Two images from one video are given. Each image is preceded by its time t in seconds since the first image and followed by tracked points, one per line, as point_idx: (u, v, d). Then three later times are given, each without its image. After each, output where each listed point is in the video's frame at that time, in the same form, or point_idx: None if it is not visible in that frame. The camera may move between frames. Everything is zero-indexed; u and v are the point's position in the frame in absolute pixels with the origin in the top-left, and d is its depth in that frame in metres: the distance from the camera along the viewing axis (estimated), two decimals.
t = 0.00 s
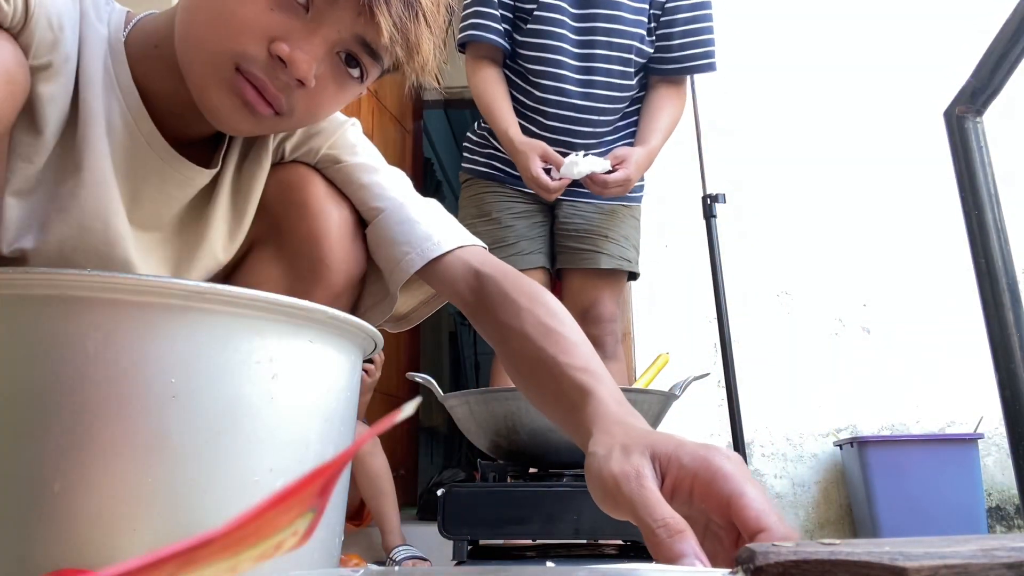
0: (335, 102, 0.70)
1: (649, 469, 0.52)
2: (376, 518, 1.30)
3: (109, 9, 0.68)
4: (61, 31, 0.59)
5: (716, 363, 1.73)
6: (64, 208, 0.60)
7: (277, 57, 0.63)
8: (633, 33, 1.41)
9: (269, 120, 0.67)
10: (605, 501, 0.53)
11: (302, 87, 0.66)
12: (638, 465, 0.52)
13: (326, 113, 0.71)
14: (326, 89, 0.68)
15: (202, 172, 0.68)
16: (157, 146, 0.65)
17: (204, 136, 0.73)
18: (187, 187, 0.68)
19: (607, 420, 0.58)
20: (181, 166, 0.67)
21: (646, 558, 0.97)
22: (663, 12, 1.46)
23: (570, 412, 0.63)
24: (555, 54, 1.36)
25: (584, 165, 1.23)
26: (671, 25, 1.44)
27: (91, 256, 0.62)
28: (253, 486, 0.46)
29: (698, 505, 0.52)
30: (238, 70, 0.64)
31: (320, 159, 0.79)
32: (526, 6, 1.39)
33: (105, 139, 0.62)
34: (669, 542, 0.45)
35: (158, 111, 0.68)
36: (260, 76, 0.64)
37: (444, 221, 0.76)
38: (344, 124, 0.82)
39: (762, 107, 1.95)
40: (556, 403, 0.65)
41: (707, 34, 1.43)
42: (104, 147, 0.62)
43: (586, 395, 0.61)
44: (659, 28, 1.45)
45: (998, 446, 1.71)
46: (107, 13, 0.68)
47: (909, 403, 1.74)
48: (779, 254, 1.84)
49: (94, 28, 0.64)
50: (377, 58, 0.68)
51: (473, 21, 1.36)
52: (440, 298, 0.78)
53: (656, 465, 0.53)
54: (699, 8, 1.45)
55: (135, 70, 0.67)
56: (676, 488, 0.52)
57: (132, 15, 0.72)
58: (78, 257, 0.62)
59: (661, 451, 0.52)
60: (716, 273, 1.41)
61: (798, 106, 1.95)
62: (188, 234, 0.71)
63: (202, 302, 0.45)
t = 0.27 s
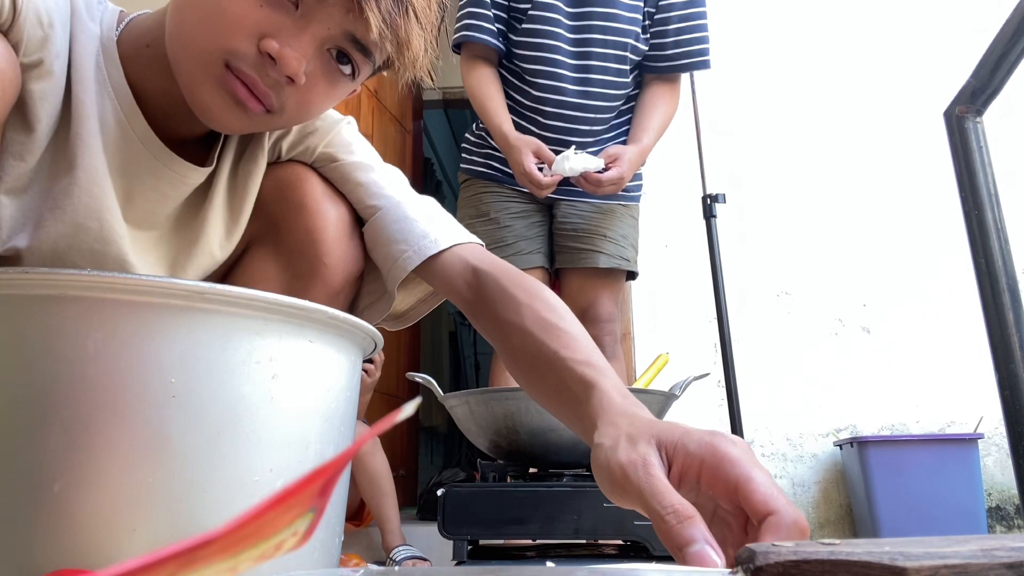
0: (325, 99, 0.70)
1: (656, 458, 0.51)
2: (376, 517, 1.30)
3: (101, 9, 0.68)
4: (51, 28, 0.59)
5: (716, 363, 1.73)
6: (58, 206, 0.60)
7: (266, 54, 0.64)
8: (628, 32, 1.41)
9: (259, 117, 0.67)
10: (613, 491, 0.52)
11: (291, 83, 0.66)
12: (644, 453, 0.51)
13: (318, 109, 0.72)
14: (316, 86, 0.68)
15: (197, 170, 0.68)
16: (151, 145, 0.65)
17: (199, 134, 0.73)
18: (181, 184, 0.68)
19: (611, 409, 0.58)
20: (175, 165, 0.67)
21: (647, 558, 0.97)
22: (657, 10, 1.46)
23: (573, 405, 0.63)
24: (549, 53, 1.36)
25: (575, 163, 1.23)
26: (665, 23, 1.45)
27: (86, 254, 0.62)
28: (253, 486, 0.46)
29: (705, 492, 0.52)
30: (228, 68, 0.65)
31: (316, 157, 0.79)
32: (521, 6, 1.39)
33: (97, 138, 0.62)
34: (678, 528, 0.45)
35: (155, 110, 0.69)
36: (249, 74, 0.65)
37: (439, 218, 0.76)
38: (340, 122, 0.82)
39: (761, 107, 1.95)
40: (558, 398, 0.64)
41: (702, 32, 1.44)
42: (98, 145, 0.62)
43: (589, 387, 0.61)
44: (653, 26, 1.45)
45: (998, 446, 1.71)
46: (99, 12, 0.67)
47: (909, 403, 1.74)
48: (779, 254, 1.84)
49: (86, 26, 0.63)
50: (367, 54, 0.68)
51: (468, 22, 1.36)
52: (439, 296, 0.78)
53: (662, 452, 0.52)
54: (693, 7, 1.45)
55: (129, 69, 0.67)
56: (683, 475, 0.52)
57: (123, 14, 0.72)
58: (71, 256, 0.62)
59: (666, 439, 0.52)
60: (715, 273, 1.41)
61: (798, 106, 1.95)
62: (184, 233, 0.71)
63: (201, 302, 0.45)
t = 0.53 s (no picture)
0: (325, 97, 0.70)
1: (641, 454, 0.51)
2: (376, 517, 1.30)
3: (97, 9, 0.68)
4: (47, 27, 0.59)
5: (716, 363, 1.73)
6: (56, 206, 0.60)
7: (266, 51, 0.64)
8: (624, 32, 1.41)
9: (259, 115, 0.67)
10: (597, 488, 0.52)
11: (292, 80, 0.66)
12: (630, 451, 0.51)
13: (317, 109, 0.71)
14: (317, 84, 0.68)
15: (194, 170, 0.68)
16: (148, 145, 0.65)
17: (197, 133, 0.73)
18: (178, 184, 0.68)
19: (602, 407, 0.58)
20: (172, 163, 0.67)
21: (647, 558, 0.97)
22: (653, 10, 1.46)
23: (566, 404, 0.63)
24: (547, 55, 1.37)
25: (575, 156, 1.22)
26: (661, 23, 1.45)
27: (83, 253, 0.62)
28: (253, 486, 0.46)
29: (690, 488, 0.52)
30: (227, 65, 0.65)
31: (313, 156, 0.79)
32: (519, 8, 1.39)
33: (94, 138, 0.62)
34: (658, 523, 0.45)
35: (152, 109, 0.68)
36: (249, 71, 0.65)
37: (434, 215, 0.76)
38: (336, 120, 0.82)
39: (761, 107, 1.95)
40: (552, 394, 0.64)
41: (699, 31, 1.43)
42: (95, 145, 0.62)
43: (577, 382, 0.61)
44: (649, 26, 1.45)
45: (998, 446, 1.71)
46: (95, 12, 0.67)
47: (909, 404, 1.74)
48: (779, 254, 1.84)
49: (83, 26, 0.64)
50: (366, 52, 0.68)
51: (467, 24, 1.35)
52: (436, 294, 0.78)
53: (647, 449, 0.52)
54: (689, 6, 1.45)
55: (125, 68, 0.67)
56: (667, 471, 0.52)
57: (120, 13, 0.72)
58: (69, 255, 0.62)
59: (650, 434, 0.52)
60: (715, 273, 1.41)
61: (798, 106, 1.95)
62: (180, 233, 0.71)
63: (202, 302, 0.45)
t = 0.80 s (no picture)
0: (324, 84, 0.70)
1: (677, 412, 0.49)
2: (376, 517, 1.30)
3: (94, 7, 0.68)
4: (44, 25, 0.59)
5: (716, 363, 1.73)
6: (52, 204, 0.60)
7: (266, 39, 0.64)
8: (622, 39, 1.41)
9: (259, 104, 0.67)
10: (619, 447, 0.49)
11: (292, 67, 0.66)
12: (665, 408, 0.49)
13: (316, 95, 0.71)
14: (317, 69, 0.68)
15: (185, 163, 0.68)
16: (141, 140, 0.65)
17: (191, 130, 0.73)
18: (172, 179, 0.68)
19: (615, 375, 0.56)
20: (164, 159, 0.67)
21: (647, 558, 0.97)
22: (652, 14, 1.46)
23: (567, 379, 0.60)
24: (545, 62, 1.36)
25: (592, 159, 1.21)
26: (660, 27, 1.45)
27: (80, 252, 0.62)
28: (253, 485, 0.46)
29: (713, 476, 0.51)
30: (225, 56, 0.65)
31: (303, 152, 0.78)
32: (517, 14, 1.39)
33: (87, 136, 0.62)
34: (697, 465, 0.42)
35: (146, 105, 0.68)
36: (248, 60, 0.65)
37: (424, 210, 0.75)
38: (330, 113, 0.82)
39: (761, 107, 1.95)
40: (548, 375, 0.62)
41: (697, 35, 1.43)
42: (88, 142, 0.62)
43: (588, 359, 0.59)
44: (648, 30, 1.45)
45: (998, 446, 1.71)
46: (92, 11, 0.68)
47: (909, 404, 1.74)
48: (779, 254, 1.84)
49: (80, 23, 0.64)
50: (364, 36, 0.69)
51: (465, 29, 1.35)
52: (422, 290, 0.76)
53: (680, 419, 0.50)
54: (688, 9, 1.45)
55: (121, 64, 0.67)
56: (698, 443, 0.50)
57: (116, 11, 0.72)
58: (66, 253, 0.62)
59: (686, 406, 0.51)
60: (716, 273, 1.41)
61: (797, 105, 1.95)
62: (174, 229, 0.71)
63: (202, 302, 0.45)
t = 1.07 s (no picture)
0: (325, 65, 0.71)
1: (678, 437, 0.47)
2: (376, 517, 1.30)
3: None
4: (41, 23, 0.60)
5: (716, 363, 1.72)
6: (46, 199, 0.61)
7: (265, 19, 0.64)
8: (621, 50, 1.40)
9: (260, 89, 0.67)
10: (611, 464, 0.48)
11: (292, 48, 0.67)
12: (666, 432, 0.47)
13: (316, 78, 0.72)
14: (316, 50, 0.69)
15: (179, 157, 0.68)
16: (135, 135, 0.65)
17: (187, 123, 0.72)
18: (165, 173, 0.68)
19: (610, 400, 0.55)
20: (156, 153, 0.67)
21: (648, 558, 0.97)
22: (652, 22, 1.45)
23: (545, 394, 0.57)
24: (545, 76, 1.36)
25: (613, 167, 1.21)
26: (660, 37, 1.44)
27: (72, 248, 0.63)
28: (253, 485, 0.46)
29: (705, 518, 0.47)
30: (226, 38, 0.65)
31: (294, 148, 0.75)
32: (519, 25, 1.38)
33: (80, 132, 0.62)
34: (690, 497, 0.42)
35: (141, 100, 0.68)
36: (251, 41, 0.65)
37: (415, 205, 0.71)
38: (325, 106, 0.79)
39: (761, 107, 1.95)
40: (524, 387, 0.59)
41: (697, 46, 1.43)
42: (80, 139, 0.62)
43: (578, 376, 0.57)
44: (648, 39, 1.44)
45: (998, 446, 1.71)
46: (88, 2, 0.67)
47: (909, 404, 1.74)
48: (779, 254, 1.84)
49: (75, 17, 0.64)
50: (361, 16, 0.70)
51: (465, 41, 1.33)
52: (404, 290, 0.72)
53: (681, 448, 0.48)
54: (688, 19, 1.45)
55: (118, 58, 0.66)
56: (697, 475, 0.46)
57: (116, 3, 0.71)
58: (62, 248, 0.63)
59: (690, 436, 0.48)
60: (715, 273, 1.41)
61: (797, 105, 1.95)
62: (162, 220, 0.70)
63: (203, 301, 0.45)
